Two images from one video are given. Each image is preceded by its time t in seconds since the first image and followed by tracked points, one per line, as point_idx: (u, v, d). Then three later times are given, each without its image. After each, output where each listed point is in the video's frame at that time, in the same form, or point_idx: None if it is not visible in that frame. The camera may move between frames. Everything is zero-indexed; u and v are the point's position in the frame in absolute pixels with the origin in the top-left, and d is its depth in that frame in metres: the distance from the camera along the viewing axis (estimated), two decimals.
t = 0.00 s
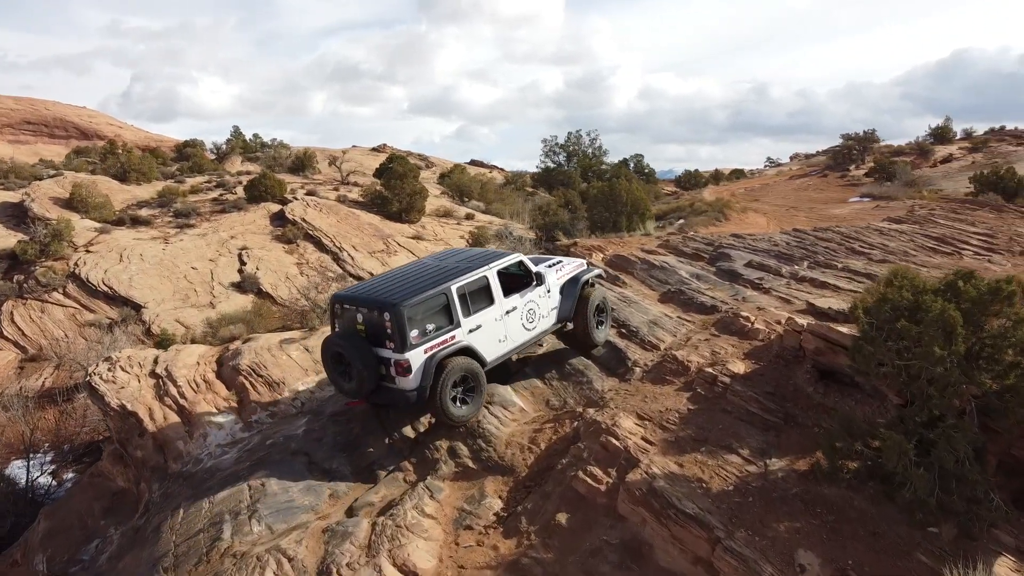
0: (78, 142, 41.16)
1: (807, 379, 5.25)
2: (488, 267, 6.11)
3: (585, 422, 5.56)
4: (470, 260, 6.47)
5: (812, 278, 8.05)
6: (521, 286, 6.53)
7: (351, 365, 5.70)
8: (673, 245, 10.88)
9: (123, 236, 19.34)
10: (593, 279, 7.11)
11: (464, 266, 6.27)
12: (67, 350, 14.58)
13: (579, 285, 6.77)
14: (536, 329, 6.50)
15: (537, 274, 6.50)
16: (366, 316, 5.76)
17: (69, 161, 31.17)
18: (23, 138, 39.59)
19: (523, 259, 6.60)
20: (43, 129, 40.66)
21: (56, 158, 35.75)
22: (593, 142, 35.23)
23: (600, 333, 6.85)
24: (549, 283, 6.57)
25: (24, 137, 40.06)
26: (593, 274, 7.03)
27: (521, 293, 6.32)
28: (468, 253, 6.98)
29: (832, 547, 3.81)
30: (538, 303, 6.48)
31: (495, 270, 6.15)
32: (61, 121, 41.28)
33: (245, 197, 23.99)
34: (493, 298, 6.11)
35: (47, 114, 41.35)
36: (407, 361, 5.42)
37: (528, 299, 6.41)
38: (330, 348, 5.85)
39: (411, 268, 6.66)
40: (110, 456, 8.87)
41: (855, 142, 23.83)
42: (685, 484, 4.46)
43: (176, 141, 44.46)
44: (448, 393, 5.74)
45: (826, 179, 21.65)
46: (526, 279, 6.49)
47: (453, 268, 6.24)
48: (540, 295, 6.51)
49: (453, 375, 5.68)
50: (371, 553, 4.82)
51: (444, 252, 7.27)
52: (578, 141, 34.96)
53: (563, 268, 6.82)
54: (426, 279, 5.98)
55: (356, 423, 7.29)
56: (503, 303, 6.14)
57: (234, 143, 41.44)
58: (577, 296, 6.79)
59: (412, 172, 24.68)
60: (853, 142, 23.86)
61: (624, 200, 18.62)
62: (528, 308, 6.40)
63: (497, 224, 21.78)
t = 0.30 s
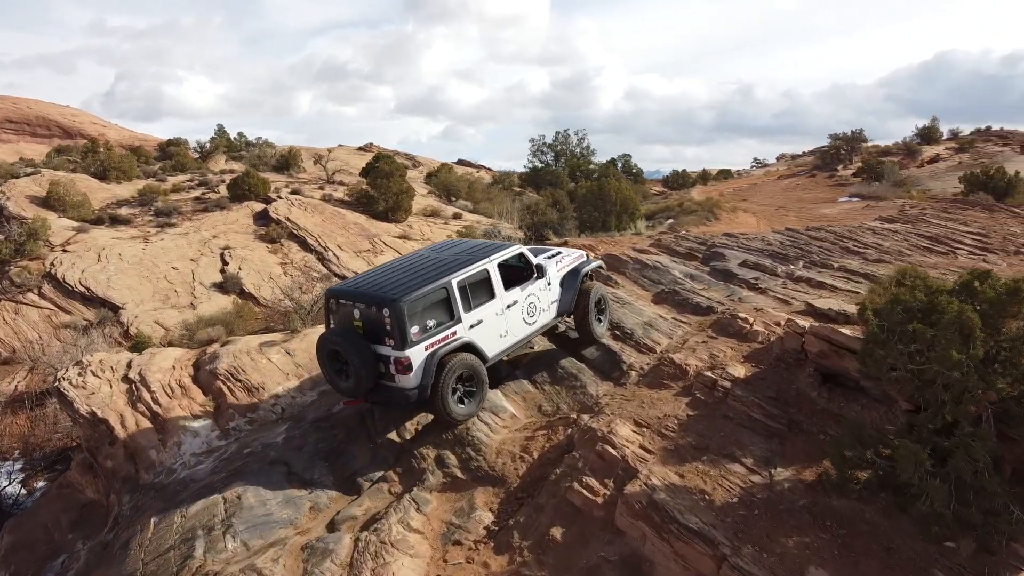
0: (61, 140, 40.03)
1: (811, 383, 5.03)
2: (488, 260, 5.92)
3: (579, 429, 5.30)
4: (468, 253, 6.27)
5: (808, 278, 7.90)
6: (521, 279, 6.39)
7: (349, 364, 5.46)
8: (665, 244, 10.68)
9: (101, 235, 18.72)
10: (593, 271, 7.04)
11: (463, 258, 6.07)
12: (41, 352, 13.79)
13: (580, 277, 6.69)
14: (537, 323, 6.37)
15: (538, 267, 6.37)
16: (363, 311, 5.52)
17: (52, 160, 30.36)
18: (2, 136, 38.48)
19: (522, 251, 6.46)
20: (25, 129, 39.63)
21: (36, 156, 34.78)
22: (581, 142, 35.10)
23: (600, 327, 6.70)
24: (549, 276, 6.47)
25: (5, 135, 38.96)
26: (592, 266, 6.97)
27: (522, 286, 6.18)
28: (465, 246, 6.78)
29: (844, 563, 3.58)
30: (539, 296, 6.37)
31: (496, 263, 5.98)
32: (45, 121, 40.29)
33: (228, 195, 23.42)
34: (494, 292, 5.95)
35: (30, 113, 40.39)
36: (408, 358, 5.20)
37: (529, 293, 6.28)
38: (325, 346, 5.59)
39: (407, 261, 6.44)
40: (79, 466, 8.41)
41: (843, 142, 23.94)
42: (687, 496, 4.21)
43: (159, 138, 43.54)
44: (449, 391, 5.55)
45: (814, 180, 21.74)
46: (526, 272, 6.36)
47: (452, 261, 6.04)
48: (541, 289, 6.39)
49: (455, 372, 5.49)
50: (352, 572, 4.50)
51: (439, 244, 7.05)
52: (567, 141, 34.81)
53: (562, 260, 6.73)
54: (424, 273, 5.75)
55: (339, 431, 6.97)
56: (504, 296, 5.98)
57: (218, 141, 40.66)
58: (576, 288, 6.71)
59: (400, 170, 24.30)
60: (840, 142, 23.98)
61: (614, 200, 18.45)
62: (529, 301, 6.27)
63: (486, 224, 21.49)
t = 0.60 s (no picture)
0: (44, 139, 38.85)
1: (815, 388, 4.81)
2: (493, 254, 5.76)
3: (575, 437, 5.02)
4: (471, 247, 6.11)
5: (806, 277, 7.72)
6: (524, 275, 6.22)
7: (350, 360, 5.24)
8: (658, 244, 10.47)
9: (77, 234, 18.08)
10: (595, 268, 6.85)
11: (466, 253, 5.90)
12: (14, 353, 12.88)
13: (583, 274, 6.48)
14: (540, 320, 6.20)
15: (542, 263, 6.19)
16: (365, 305, 5.32)
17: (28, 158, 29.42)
18: None
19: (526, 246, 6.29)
20: (4, 128, 38.57)
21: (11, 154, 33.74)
22: (570, 141, 34.94)
23: (601, 326, 6.54)
24: (553, 273, 6.29)
25: None
26: (594, 263, 6.77)
27: (526, 282, 6.00)
28: (466, 240, 6.61)
29: None
30: (542, 293, 6.19)
31: (500, 258, 5.81)
32: (26, 119, 39.26)
33: (211, 194, 22.83)
34: (498, 288, 5.78)
35: (11, 112, 39.39)
36: (413, 354, 5.02)
37: (533, 289, 6.11)
38: (325, 341, 5.37)
39: (408, 255, 6.25)
40: (45, 478, 7.94)
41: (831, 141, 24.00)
42: (692, 510, 3.96)
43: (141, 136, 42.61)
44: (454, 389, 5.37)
45: (802, 179, 21.75)
46: (529, 268, 6.19)
47: (455, 255, 5.87)
48: (544, 285, 6.21)
49: (460, 369, 5.31)
50: None
51: (438, 239, 6.88)
52: (555, 140, 34.59)
53: (565, 257, 6.54)
54: (428, 267, 5.58)
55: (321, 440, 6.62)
56: (508, 292, 5.82)
57: (201, 139, 39.85)
58: (579, 286, 6.51)
59: (387, 169, 23.88)
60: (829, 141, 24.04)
61: (603, 199, 18.25)
62: (533, 297, 6.09)
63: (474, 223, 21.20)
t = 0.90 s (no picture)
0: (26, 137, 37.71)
1: (822, 395, 4.57)
2: (497, 248, 5.61)
3: (570, 447, 4.75)
4: (473, 242, 5.97)
5: (803, 278, 7.54)
6: (526, 272, 6.07)
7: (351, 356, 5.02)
8: (651, 244, 10.25)
9: (52, 233, 17.42)
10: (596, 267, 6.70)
11: (469, 247, 5.74)
12: None
13: (584, 273, 6.32)
14: (543, 318, 6.04)
15: (545, 259, 6.05)
16: (367, 298, 5.12)
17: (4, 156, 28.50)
18: None
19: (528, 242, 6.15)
20: None
21: None
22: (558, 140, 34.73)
23: (603, 324, 6.38)
24: (555, 270, 6.15)
25: None
26: (595, 261, 6.63)
27: (529, 278, 5.85)
28: (467, 237, 6.47)
29: None
30: (545, 290, 6.04)
31: (504, 252, 5.66)
32: (7, 117, 38.19)
33: (193, 193, 22.21)
34: (502, 283, 5.61)
35: None
36: (418, 348, 4.83)
37: (536, 285, 5.96)
38: (325, 336, 5.15)
39: (408, 251, 6.08)
40: (6, 492, 7.47)
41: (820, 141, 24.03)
42: (697, 529, 3.69)
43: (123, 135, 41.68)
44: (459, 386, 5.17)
45: (790, 179, 21.74)
46: (532, 264, 6.04)
47: (458, 249, 5.72)
48: (547, 282, 6.07)
49: (465, 366, 5.13)
50: None
51: (437, 236, 6.71)
52: (544, 140, 34.36)
53: (566, 255, 6.41)
54: (431, 260, 5.41)
55: (302, 451, 6.30)
56: (512, 287, 5.66)
57: (184, 138, 39.00)
58: (581, 284, 6.34)
59: (373, 167, 23.46)
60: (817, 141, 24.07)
61: (593, 198, 18.02)
62: (536, 294, 5.94)
63: (462, 223, 20.88)
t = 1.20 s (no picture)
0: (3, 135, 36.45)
1: (826, 401, 4.34)
2: (501, 244, 5.45)
3: (563, 459, 4.47)
4: (475, 237, 5.79)
5: (798, 278, 7.36)
6: (528, 268, 5.94)
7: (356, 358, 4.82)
8: (642, 243, 10.03)
9: (24, 233, 16.70)
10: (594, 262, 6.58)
11: (471, 243, 5.56)
12: None
13: (584, 268, 6.19)
14: (545, 315, 5.92)
15: (546, 255, 5.90)
16: (371, 298, 4.91)
17: None
18: None
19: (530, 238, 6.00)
20: None
21: None
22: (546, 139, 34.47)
23: (603, 318, 6.28)
24: (556, 266, 6.01)
25: None
26: (594, 256, 6.50)
27: (533, 274, 5.71)
28: (467, 232, 6.29)
29: None
30: (547, 287, 5.90)
31: (508, 248, 5.51)
32: None
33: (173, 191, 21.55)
34: (507, 280, 5.47)
35: None
36: (426, 350, 4.66)
37: (539, 282, 5.82)
38: (327, 337, 4.94)
39: (408, 246, 5.87)
40: None
41: (807, 141, 24.06)
42: (700, 549, 3.41)
43: (105, 134, 40.74)
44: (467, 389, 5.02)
45: (778, 179, 21.72)
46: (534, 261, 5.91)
47: (461, 245, 5.54)
48: (549, 279, 5.93)
49: (473, 369, 4.98)
50: None
51: (435, 231, 6.51)
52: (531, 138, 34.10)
53: (565, 250, 6.27)
54: (436, 256, 5.22)
55: (277, 463, 5.96)
56: (517, 285, 5.51)
57: (167, 136, 38.13)
58: (581, 280, 6.21)
59: (358, 166, 23.01)
60: (805, 142, 24.10)
61: (581, 197, 17.78)
62: (539, 291, 5.80)
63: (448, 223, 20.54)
